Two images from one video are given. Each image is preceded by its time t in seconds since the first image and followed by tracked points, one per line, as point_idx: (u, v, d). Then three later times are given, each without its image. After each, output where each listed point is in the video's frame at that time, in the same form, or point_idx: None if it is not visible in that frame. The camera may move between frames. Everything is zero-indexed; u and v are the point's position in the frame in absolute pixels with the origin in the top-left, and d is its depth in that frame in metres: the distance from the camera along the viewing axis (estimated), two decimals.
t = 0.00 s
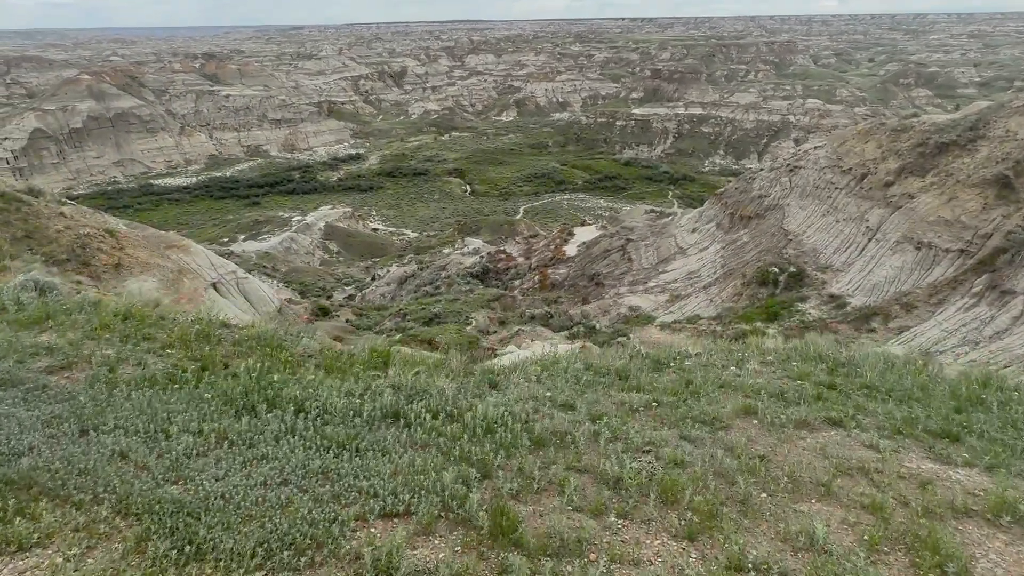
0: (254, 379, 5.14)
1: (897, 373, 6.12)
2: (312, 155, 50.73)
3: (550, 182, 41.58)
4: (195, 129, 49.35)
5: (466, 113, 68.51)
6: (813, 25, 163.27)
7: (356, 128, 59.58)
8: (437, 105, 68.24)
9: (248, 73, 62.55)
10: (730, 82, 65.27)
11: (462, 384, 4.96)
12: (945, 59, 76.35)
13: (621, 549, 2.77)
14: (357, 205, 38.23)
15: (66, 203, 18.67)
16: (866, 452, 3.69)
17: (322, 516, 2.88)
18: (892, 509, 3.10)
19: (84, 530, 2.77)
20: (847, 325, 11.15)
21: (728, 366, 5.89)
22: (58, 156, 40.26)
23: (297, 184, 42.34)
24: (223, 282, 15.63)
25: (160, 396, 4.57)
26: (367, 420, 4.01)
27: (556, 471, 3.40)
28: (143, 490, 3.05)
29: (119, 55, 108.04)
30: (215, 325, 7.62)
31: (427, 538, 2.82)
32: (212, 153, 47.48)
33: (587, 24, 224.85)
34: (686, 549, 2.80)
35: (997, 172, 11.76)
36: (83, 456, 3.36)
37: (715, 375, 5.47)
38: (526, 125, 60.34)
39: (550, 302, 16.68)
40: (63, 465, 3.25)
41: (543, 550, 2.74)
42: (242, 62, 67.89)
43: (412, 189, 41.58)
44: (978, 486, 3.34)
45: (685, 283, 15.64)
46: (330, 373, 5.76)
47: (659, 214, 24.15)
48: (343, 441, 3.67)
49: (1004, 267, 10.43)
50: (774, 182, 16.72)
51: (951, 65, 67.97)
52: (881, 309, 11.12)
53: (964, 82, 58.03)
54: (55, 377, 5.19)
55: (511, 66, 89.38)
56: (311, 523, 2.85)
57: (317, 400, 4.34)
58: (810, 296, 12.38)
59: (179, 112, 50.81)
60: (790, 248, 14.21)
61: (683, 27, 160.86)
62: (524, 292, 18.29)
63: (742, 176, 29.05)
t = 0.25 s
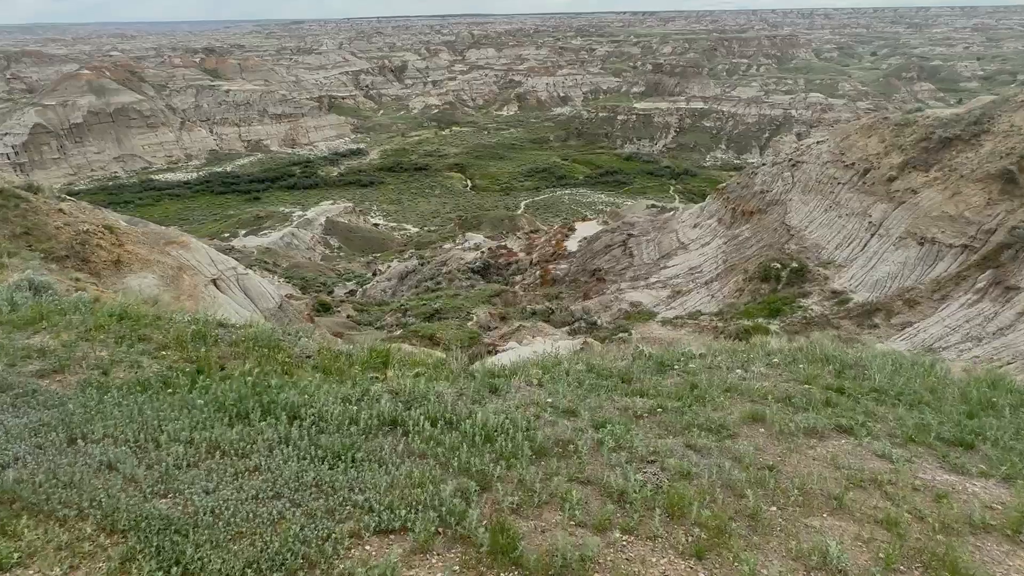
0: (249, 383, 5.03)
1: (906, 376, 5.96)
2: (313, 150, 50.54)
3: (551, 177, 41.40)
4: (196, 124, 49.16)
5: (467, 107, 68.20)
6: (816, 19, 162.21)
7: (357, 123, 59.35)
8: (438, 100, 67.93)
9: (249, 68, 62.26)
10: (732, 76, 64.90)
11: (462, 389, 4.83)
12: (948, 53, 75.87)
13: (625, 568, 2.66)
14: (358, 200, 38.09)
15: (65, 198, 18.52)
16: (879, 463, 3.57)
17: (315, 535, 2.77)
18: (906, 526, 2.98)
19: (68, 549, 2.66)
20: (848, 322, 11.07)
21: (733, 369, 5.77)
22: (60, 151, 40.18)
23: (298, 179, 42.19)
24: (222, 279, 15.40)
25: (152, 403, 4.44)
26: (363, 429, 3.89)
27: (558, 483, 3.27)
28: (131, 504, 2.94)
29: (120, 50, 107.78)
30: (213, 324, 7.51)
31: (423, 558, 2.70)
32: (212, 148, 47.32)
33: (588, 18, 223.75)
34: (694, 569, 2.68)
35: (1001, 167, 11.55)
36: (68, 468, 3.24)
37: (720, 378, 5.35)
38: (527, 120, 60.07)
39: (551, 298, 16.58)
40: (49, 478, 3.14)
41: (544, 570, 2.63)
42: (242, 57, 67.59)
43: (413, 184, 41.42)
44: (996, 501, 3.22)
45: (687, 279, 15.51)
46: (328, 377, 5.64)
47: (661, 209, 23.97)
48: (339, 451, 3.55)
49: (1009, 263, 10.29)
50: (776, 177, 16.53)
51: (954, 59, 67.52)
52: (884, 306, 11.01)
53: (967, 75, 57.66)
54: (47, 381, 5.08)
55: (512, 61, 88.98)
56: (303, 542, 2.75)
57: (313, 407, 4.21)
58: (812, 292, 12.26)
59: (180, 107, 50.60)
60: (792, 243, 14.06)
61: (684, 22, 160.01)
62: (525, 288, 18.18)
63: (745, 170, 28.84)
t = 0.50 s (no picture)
0: (247, 389, 4.90)
1: (918, 380, 5.81)
2: (315, 146, 50.36)
3: (553, 173, 41.22)
4: (197, 120, 48.99)
5: (468, 103, 67.91)
6: (819, 13, 161.27)
7: (358, 119, 59.15)
8: (440, 95, 67.65)
9: (250, 63, 62.02)
10: (734, 72, 64.53)
11: (464, 396, 4.70)
12: (952, 48, 75.43)
13: None
14: (360, 195, 37.95)
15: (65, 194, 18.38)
16: (898, 478, 3.44)
17: (312, 558, 2.66)
18: (929, 547, 2.85)
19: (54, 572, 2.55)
20: (852, 320, 10.94)
21: (741, 374, 5.64)
22: (61, 147, 40.09)
23: (300, 175, 42.04)
24: (224, 276, 15.26)
25: (147, 410, 4.33)
26: (363, 439, 3.77)
27: (565, 499, 3.15)
28: (120, 523, 2.83)
29: (122, 45, 107.54)
30: (212, 325, 7.41)
31: None
32: (214, 144, 47.17)
33: (589, 13, 222.77)
34: None
35: (1007, 163, 11.37)
36: (56, 482, 3.12)
37: (728, 384, 5.22)
38: (529, 115, 59.80)
39: (552, 294, 16.46)
40: (36, 494, 3.02)
41: None
42: (244, 52, 67.30)
43: (415, 180, 41.26)
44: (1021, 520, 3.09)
45: (689, 276, 15.37)
46: (327, 382, 5.52)
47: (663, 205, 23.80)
48: (338, 465, 3.43)
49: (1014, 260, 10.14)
50: (779, 173, 16.35)
51: (958, 54, 67.11)
52: (888, 303, 10.89)
53: (971, 70, 57.29)
54: (40, 387, 4.97)
55: (514, 56, 88.57)
56: (300, 564, 2.64)
57: (313, 416, 4.09)
58: (816, 289, 12.12)
59: (181, 103, 50.42)
60: (796, 240, 13.90)
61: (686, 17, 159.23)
62: (527, 284, 18.06)
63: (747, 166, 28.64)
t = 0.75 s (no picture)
0: (247, 397, 4.75)
1: (934, 386, 5.64)
2: (316, 142, 50.14)
3: (554, 169, 41.00)
4: (198, 116, 48.77)
5: (470, 99, 67.59)
6: (821, 9, 160.35)
7: (360, 115, 58.88)
8: (441, 91, 67.34)
9: (251, 59, 61.72)
10: (737, 67, 64.13)
11: (471, 406, 4.54)
12: (955, 44, 74.93)
13: None
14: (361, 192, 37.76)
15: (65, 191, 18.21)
16: (926, 499, 3.28)
17: None
18: None
19: None
20: (857, 317, 10.77)
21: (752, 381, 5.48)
22: (63, 143, 39.91)
23: (302, 171, 41.85)
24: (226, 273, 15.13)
25: (143, 422, 4.16)
26: (367, 455, 3.61)
27: (580, 523, 2.99)
28: (113, 550, 2.68)
29: (123, 42, 107.06)
30: (212, 327, 7.26)
31: None
32: (215, 141, 46.99)
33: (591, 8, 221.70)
34: None
35: (1014, 159, 11.15)
36: (46, 504, 2.97)
37: (741, 392, 5.06)
38: (530, 111, 59.50)
39: (554, 292, 16.31)
40: (24, 517, 2.87)
41: None
42: (245, 48, 66.98)
43: (416, 177, 41.06)
44: None
45: (692, 272, 15.18)
46: (330, 390, 5.38)
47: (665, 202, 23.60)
48: (342, 484, 3.27)
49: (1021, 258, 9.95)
50: (782, 170, 16.14)
51: (961, 50, 66.67)
52: (893, 301, 10.72)
53: (975, 66, 56.90)
54: (34, 396, 4.81)
55: (516, 52, 88.15)
56: None
57: (315, 429, 3.93)
58: (820, 287, 11.94)
59: (182, 99, 50.19)
60: (801, 237, 13.71)
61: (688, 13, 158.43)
62: (529, 281, 17.91)
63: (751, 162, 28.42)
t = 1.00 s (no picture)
0: (242, 403, 4.62)
1: (945, 391, 5.49)
2: (317, 139, 49.94)
3: (556, 167, 40.78)
4: (200, 112, 48.59)
5: (472, 96, 67.29)
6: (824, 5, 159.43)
7: (361, 111, 58.63)
8: (442, 88, 67.05)
9: (252, 56, 61.48)
10: (740, 64, 63.75)
11: (472, 414, 4.40)
12: (960, 40, 74.36)
13: None
14: (363, 189, 37.58)
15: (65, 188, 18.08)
16: (946, 519, 3.14)
17: None
18: None
19: None
20: (859, 316, 10.60)
21: (758, 388, 5.33)
22: (64, 140, 39.78)
23: (303, 168, 41.68)
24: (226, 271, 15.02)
25: (134, 430, 4.03)
26: (364, 469, 3.47)
27: (586, 544, 2.86)
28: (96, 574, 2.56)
29: (124, 38, 106.71)
30: (209, 328, 7.14)
31: None
32: (217, 137, 46.81)
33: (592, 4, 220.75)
34: None
35: (1020, 157, 10.94)
36: (29, 522, 2.84)
37: (747, 399, 4.93)
38: (532, 108, 59.21)
39: (555, 289, 16.17)
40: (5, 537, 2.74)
41: None
42: (246, 45, 66.72)
43: (417, 173, 40.87)
44: None
45: (694, 270, 15.02)
46: (328, 395, 5.25)
47: (667, 199, 23.39)
48: (337, 501, 3.13)
49: None
50: (785, 168, 15.94)
51: (965, 46, 66.18)
52: (897, 299, 10.55)
53: (979, 63, 56.49)
54: (23, 403, 4.69)
55: (517, 49, 87.76)
56: None
57: (311, 439, 3.80)
58: (823, 286, 11.76)
59: (184, 95, 50.01)
60: (804, 235, 13.53)
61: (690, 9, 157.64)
62: (530, 278, 17.76)
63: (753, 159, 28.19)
